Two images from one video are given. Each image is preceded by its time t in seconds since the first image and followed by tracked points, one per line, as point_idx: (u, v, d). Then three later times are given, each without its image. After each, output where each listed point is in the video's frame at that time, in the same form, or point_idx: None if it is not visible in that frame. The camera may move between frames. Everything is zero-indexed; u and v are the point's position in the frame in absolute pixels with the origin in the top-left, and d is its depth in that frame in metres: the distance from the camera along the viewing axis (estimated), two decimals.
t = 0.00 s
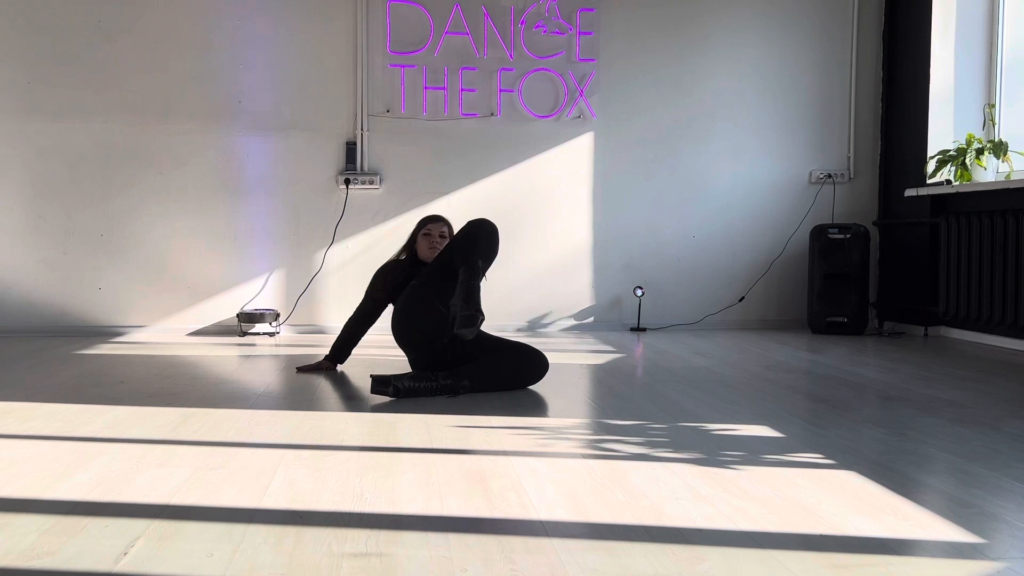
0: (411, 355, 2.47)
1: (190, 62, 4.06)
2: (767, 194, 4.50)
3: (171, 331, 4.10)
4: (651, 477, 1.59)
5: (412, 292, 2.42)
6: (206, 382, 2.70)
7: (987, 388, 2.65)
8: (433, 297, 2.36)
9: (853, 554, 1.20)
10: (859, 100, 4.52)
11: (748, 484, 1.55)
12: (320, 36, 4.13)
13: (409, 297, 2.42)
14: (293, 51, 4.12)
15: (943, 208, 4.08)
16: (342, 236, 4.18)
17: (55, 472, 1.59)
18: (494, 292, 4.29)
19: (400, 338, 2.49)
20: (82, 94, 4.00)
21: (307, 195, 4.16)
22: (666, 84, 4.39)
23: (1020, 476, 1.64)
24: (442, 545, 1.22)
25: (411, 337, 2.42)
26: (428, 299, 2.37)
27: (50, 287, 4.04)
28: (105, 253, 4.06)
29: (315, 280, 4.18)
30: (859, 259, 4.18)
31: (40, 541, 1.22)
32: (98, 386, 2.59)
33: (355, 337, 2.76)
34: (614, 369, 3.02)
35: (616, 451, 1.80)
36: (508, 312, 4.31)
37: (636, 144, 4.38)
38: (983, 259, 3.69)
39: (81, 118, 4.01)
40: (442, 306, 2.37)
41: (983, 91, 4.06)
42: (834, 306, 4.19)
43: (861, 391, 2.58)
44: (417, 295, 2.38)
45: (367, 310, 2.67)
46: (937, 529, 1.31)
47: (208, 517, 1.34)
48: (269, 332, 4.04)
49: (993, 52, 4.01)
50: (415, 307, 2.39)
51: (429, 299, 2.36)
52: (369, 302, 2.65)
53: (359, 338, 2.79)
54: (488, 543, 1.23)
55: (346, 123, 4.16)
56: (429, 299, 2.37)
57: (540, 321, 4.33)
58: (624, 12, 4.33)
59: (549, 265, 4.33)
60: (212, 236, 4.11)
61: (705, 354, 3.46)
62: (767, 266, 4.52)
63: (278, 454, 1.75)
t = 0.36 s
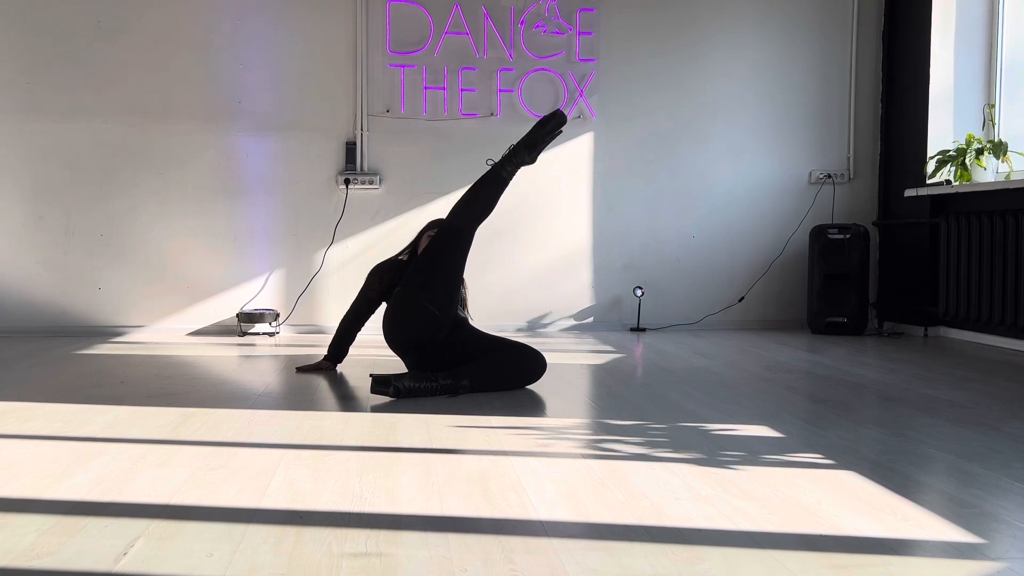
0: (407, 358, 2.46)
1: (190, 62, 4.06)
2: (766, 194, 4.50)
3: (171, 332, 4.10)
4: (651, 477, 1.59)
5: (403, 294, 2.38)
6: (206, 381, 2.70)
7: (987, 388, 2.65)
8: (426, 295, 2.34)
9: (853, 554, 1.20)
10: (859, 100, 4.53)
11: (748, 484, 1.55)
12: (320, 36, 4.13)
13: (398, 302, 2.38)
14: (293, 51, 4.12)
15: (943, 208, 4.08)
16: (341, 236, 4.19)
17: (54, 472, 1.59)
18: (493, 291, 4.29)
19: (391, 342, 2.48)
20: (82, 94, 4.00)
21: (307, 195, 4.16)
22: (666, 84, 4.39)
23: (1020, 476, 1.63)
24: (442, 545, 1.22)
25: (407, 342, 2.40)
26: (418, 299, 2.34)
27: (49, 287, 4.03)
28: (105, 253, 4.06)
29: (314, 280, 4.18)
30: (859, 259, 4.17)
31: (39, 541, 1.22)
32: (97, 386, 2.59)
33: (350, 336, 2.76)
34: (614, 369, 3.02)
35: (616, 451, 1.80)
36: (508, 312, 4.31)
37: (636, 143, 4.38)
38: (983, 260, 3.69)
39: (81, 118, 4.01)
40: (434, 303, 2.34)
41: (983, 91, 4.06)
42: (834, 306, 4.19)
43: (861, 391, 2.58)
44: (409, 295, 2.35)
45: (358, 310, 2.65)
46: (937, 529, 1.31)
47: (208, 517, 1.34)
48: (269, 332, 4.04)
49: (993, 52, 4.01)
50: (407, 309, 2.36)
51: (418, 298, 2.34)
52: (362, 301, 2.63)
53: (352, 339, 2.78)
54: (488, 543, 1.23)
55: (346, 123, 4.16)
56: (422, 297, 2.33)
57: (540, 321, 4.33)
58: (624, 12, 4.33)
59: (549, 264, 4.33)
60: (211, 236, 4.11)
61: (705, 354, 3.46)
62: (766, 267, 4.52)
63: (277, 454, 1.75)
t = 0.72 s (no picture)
0: (403, 358, 2.47)
1: (190, 62, 4.07)
2: (766, 194, 4.51)
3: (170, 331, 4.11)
4: (650, 477, 1.60)
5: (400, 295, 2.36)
6: (206, 381, 2.71)
7: (985, 388, 2.66)
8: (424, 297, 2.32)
9: (850, 553, 1.21)
10: (858, 100, 4.54)
11: (747, 483, 1.56)
12: (321, 37, 4.14)
13: (394, 300, 2.36)
14: (293, 52, 4.13)
15: (942, 208, 4.09)
16: (342, 237, 4.20)
17: (55, 472, 1.60)
18: (493, 291, 4.30)
19: (389, 343, 2.49)
20: (83, 95, 4.01)
21: (307, 195, 4.17)
22: (665, 84, 4.40)
23: (1018, 476, 1.64)
24: (442, 545, 1.23)
25: (403, 341, 2.38)
26: (416, 296, 2.31)
27: (50, 287, 4.04)
28: (106, 253, 4.07)
29: (315, 280, 4.19)
30: (858, 261, 4.18)
31: (41, 540, 1.23)
32: (98, 386, 2.60)
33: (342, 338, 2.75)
34: (613, 369, 3.03)
35: (616, 451, 1.81)
36: (508, 312, 4.31)
37: (635, 144, 4.39)
38: (981, 260, 3.70)
39: (82, 118, 4.02)
40: (432, 302, 2.32)
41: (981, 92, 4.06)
42: (833, 306, 4.20)
43: (859, 391, 2.59)
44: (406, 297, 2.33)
45: (354, 317, 2.65)
46: (934, 529, 1.32)
47: (209, 516, 1.35)
48: (269, 331, 4.05)
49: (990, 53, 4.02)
50: (404, 310, 2.33)
51: (416, 299, 2.31)
52: (360, 309, 2.62)
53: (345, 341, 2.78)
54: (488, 542, 1.24)
55: (347, 123, 4.17)
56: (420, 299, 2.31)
57: (540, 321, 4.34)
58: (623, 13, 4.34)
59: (548, 264, 4.34)
60: (212, 236, 4.12)
61: (704, 354, 3.47)
62: (766, 267, 4.53)
63: (278, 454, 1.76)
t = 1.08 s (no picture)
0: (403, 358, 2.50)
1: (191, 63, 4.07)
2: (766, 195, 4.51)
3: (171, 331, 4.11)
4: (649, 476, 1.61)
5: (397, 298, 2.38)
6: (207, 381, 2.72)
7: (984, 387, 2.67)
8: (422, 298, 2.34)
9: (849, 553, 1.22)
10: (857, 101, 4.54)
11: (745, 482, 1.57)
12: (321, 38, 4.15)
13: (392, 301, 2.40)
14: (294, 53, 4.13)
15: (940, 208, 4.09)
16: (342, 237, 4.20)
17: (56, 471, 1.61)
18: (492, 291, 4.31)
19: (388, 344, 2.50)
20: (83, 95, 4.02)
21: (307, 196, 4.18)
22: (665, 84, 4.41)
23: (1017, 475, 1.65)
24: (443, 543, 1.24)
25: (401, 342, 2.42)
26: (411, 297, 2.34)
27: (50, 287, 4.05)
28: (107, 253, 4.08)
29: (315, 280, 4.19)
30: (857, 260, 4.19)
31: (42, 539, 1.24)
32: (98, 386, 2.60)
33: (344, 340, 2.76)
34: (613, 368, 3.04)
35: (615, 450, 1.82)
36: (508, 312, 4.32)
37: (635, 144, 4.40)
38: (979, 260, 3.71)
39: (82, 118, 4.02)
40: (428, 302, 2.35)
41: (979, 92, 4.07)
42: (832, 306, 4.21)
43: (858, 391, 2.60)
44: (403, 299, 2.35)
45: (356, 319, 2.66)
46: (933, 528, 1.33)
47: (210, 515, 1.36)
48: (269, 331, 4.06)
49: (989, 53, 4.02)
50: (403, 312, 2.36)
51: (414, 301, 2.34)
52: (361, 310, 2.63)
53: (347, 342, 2.79)
54: (489, 542, 1.24)
55: (347, 123, 4.18)
56: (418, 301, 2.34)
57: (540, 320, 4.34)
58: (623, 14, 4.35)
59: (548, 264, 4.35)
60: (212, 236, 4.13)
61: (703, 353, 3.48)
62: (765, 267, 4.54)
63: (278, 453, 1.76)
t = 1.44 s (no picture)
0: (395, 355, 2.54)
1: (191, 63, 4.07)
2: (766, 194, 4.51)
3: (171, 331, 4.11)
4: (649, 476, 1.61)
5: (394, 294, 2.44)
6: (207, 381, 2.71)
7: (984, 387, 2.67)
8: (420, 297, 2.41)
9: (849, 553, 1.22)
10: (857, 101, 4.54)
11: (745, 482, 1.57)
12: (321, 38, 4.15)
13: (387, 297, 2.46)
14: (294, 53, 4.13)
15: (940, 208, 4.09)
16: (342, 237, 4.20)
17: (55, 471, 1.61)
18: (492, 291, 4.31)
19: (381, 339, 2.54)
20: (84, 94, 4.02)
21: (307, 196, 4.18)
22: (665, 84, 4.41)
23: (1017, 475, 1.65)
24: (443, 543, 1.24)
25: (395, 339, 2.48)
26: (409, 292, 2.41)
27: (51, 286, 4.05)
28: (107, 253, 4.08)
29: (315, 280, 4.19)
30: (857, 260, 4.19)
31: (42, 539, 1.24)
32: (98, 386, 2.60)
33: (343, 339, 2.75)
34: (613, 368, 3.04)
35: (615, 450, 1.82)
36: (507, 312, 4.32)
37: (635, 144, 4.40)
38: (979, 260, 3.71)
39: (82, 118, 4.02)
40: (424, 300, 2.42)
41: (979, 92, 4.06)
42: (832, 306, 4.21)
43: (858, 390, 2.60)
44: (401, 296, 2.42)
45: (355, 318, 2.65)
46: (933, 528, 1.33)
47: (210, 515, 1.36)
48: (269, 331, 4.06)
49: (989, 52, 4.02)
50: (400, 309, 2.42)
51: (411, 299, 2.41)
52: (361, 309, 2.63)
53: (347, 342, 2.78)
54: (489, 541, 1.25)
55: (347, 123, 4.18)
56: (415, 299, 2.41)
57: (540, 320, 4.35)
58: (623, 14, 4.35)
59: (548, 263, 4.35)
60: (212, 236, 4.13)
61: (703, 353, 3.48)
62: (765, 266, 4.54)
63: (278, 453, 1.77)
